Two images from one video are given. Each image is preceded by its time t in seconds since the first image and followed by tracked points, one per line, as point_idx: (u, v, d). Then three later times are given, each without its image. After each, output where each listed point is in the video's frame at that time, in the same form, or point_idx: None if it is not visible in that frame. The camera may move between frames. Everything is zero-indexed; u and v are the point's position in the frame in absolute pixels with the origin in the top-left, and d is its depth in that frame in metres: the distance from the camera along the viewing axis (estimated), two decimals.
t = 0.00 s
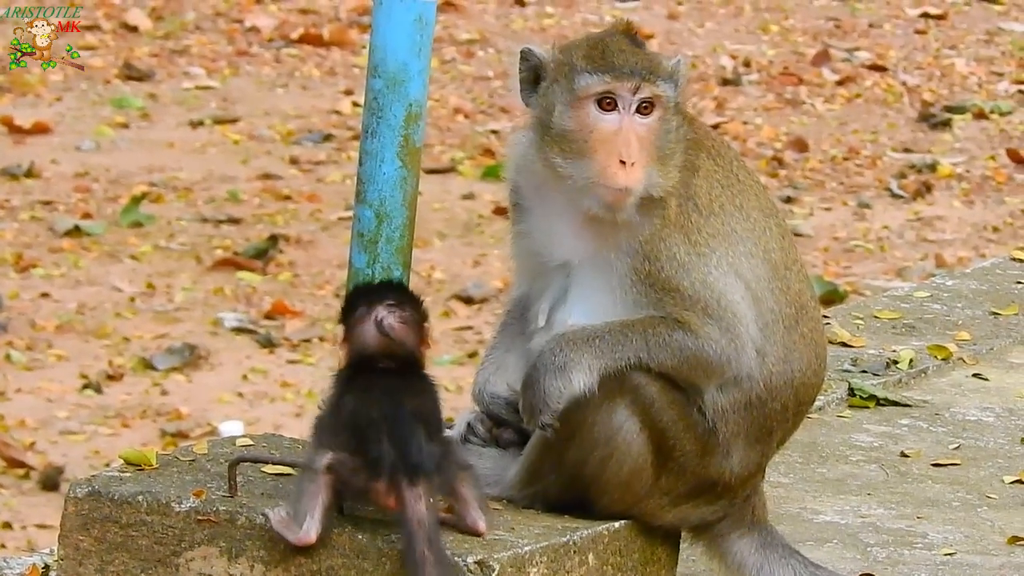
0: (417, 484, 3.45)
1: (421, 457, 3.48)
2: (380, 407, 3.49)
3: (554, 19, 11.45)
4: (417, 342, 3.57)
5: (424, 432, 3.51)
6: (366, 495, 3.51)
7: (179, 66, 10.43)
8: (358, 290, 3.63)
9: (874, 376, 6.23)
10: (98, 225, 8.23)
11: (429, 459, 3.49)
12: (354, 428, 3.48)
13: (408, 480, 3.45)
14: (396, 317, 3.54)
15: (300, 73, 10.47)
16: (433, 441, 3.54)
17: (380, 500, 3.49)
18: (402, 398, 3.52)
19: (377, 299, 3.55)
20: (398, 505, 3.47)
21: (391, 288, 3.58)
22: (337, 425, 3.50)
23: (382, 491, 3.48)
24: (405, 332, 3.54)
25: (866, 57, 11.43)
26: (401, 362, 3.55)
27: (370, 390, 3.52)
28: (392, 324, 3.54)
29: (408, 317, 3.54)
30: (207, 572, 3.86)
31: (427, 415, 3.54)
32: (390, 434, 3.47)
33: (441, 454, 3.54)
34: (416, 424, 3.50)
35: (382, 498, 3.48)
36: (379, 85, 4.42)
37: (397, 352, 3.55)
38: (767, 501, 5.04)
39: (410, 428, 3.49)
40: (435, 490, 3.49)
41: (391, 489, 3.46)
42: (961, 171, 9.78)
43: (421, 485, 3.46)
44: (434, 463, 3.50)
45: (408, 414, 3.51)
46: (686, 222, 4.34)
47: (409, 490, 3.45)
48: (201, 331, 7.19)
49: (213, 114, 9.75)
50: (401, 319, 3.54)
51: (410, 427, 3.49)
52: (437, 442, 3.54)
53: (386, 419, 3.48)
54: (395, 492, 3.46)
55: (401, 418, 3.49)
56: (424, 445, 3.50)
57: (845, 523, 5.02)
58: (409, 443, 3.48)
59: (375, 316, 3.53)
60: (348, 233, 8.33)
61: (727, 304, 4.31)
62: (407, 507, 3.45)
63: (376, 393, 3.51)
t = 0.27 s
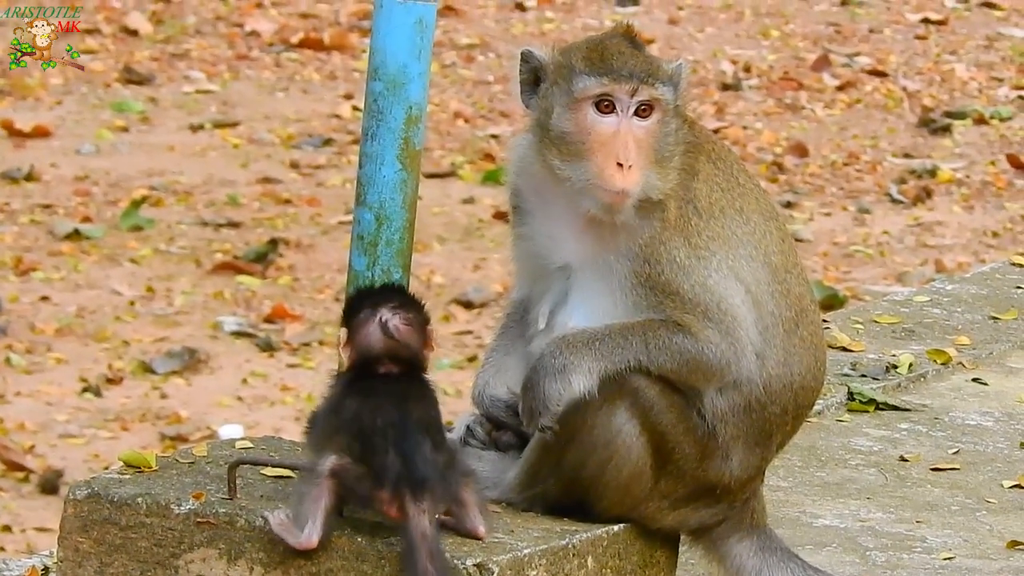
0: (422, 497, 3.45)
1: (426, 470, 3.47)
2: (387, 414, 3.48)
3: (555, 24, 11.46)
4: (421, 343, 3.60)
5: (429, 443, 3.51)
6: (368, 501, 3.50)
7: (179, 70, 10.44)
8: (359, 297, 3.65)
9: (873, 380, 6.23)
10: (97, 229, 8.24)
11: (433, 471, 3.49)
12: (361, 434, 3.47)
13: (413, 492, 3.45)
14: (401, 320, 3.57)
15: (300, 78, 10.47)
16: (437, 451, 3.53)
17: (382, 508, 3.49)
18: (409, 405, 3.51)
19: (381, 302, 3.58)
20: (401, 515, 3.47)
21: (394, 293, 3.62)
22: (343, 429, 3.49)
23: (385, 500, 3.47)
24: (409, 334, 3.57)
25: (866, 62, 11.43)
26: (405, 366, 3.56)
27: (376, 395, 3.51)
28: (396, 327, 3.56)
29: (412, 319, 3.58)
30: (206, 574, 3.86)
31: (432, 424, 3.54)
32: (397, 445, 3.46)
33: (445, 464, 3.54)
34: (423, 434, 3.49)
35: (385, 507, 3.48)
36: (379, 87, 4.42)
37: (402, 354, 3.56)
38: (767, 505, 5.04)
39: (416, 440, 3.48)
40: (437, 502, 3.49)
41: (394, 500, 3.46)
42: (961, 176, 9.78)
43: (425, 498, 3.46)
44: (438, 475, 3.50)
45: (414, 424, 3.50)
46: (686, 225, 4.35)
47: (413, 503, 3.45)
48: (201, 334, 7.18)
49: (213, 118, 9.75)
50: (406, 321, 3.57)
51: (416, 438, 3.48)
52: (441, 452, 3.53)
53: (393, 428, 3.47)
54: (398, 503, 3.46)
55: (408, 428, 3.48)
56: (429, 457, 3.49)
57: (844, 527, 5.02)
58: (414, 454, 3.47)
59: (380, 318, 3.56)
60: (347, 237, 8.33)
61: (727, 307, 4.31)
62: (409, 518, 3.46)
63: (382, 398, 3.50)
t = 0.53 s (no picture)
0: (418, 509, 3.46)
1: (423, 480, 3.46)
2: (389, 420, 3.45)
3: (555, 29, 11.46)
4: (432, 346, 3.58)
5: (429, 452, 3.48)
6: (366, 504, 3.52)
7: (179, 75, 10.44)
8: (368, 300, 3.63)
9: (874, 385, 6.22)
10: (98, 234, 8.24)
11: (431, 481, 3.48)
12: (361, 440, 3.45)
13: (409, 503, 3.45)
14: (412, 323, 3.55)
15: (300, 82, 10.47)
16: (438, 458, 3.51)
17: (379, 512, 3.51)
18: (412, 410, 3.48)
19: (393, 305, 3.56)
20: (396, 522, 3.49)
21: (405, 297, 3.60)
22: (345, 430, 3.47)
23: (382, 507, 3.49)
24: (421, 336, 3.55)
25: (867, 67, 11.43)
26: (415, 369, 3.55)
27: (381, 399, 3.48)
28: (408, 329, 3.54)
29: (424, 323, 3.56)
30: None
31: (433, 431, 3.50)
32: (396, 455, 3.44)
33: (444, 473, 3.52)
34: (423, 444, 3.47)
35: (381, 512, 3.49)
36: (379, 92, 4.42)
37: (413, 357, 3.54)
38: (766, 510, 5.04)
39: (416, 449, 3.46)
40: (433, 512, 3.49)
41: (390, 508, 3.47)
42: (961, 181, 9.78)
43: (421, 510, 3.47)
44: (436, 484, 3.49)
45: (416, 432, 3.47)
46: (685, 229, 4.35)
47: (408, 515, 3.46)
48: (201, 339, 7.18)
49: (214, 123, 9.75)
50: (417, 324, 3.55)
51: (416, 447, 3.46)
52: (441, 460, 3.51)
53: (394, 436, 3.45)
54: (394, 512, 3.47)
55: (409, 437, 3.46)
56: (428, 467, 3.48)
57: (844, 531, 5.02)
58: (413, 463, 3.45)
59: (392, 321, 3.54)
60: (348, 242, 8.33)
61: (728, 312, 4.31)
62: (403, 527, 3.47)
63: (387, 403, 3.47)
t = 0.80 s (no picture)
0: (420, 515, 3.48)
1: (422, 487, 3.48)
2: (380, 430, 3.46)
3: (555, 34, 11.46)
4: (409, 368, 3.54)
5: (426, 458, 3.50)
6: (365, 514, 3.53)
7: (179, 81, 10.44)
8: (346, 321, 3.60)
9: (874, 390, 6.22)
10: (98, 239, 8.24)
11: (431, 485, 3.50)
12: (354, 452, 3.46)
13: (409, 509, 3.47)
14: (386, 347, 3.51)
15: (300, 88, 10.47)
16: (435, 464, 3.53)
17: (378, 521, 3.53)
18: (401, 421, 3.49)
19: (365, 329, 3.52)
20: (396, 528, 3.51)
21: (381, 316, 3.56)
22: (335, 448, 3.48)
23: (381, 515, 3.51)
24: (394, 360, 3.51)
25: (867, 72, 11.43)
26: (394, 390, 3.51)
27: (369, 412, 3.48)
28: (380, 354, 3.51)
29: (397, 346, 3.52)
30: None
31: (427, 438, 3.52)
32: (394, 463, 3.46)
33: (442, 478, 3.54)
34: (420, 450, 3.49)
35: (381, 521, 3.51)
36: (379, 98, 4.42)
37: (388, 380, 3.50)
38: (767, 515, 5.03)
39: (414, 456, 3.48)
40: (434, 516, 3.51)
41: (390, 516, 3.49)
42: (961, 186, 9.78)
43: (423, 515, 3.48)
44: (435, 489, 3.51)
45: (411, 439, 3.49)
46: (685, 235, 4.35)
47: (410, 520, 3.47)
48: (202, 345, 7.18)
49: (214, 128, 9.75)
50: (390, 347, 3.51)
51: (413, 454, 3.48)
52: (437, 466, 3.53)
53: (389, 444, 3.46)
54: (394, 519, 3.49)
55: (405, 443, 3.48)
56: (426, 473, 3.50)
57: (845, 536, 5.01)
58: (410, 470, 3.47)
59: (364, 346, 3.50)
60: (348, 247, 8.33)
61: (728, 318, 4.31)
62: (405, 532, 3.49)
63: (377, 416, 3.48)
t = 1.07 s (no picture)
0: (417, 521, 3.47)
1: (419, 494, 3.48)
2: (376, 437, 3.46)
3: (553, 39, 11.46)
4: (397, 379, 3.59)
5: (421, 465, 3.50)
6: (360, 522, 3.51)
7: (177, 86, 10.44)
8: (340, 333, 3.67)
9: (872, 396, 6.22)
10: (96, 245, 8.24)
11: (426, 492, 3.49)
12: (350, 461, 3.45)
13: (407, 516, 3.46)
14: (373, 357, 3.57)
15: (298, 93, 10.47)
16: (430, 470, 3.53)
17: (374, 529, 3.51)
18: (396, 428, 3.50)
19: (355, 339, 3.58)
20: (393, 535, 3.49)
21: (372, 326, 3.62)
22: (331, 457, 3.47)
23: (377, 522, 3.49)
24: (381, 370, 3.57)
25: (865, 78, 11.44)
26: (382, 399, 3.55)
27: (363, 420, 3.49)
28: (368, 365, 3.57)
29: (385, 357, 3.58)
30: None
31: (422, 445, 3.52)
32: (390, 470, 3.45)
33: (438, 484, 3.54)
34: (415, 457, 3.49)
35: (377, 528, 3.50)
36: (378, 103, 4.42)
37: (374, 390, 3.55)
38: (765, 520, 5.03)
39: (410, 462, 3.47)
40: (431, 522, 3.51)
41: (387, 523, 3.48)
42: (959, 192, 9.78)
43: (420, 521, 3.48)
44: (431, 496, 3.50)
45: (406, 447, 3.49)
46: (683, 240, 4.34)
47: (408, 527, 3.47)
48: (200, 350, 7.18)
49: (212, 134, 9.75)
50: (378, 357, 3.58)
51: (409, 460, 3.47)
52: (433, 472, 3.53)
53: (385, 451, 3.46)
54: (391, 526, 3.48)
55: (400, 450, 3.47)
56: (422, 480, 3.49)
57: (843, 542, 5.01)
58: (407, 477, 3.46)
59: (353, 356, 3.57)
60: (346, 252, 8.32)
61: (725, 324, 4.30)
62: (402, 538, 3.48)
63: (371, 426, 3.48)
